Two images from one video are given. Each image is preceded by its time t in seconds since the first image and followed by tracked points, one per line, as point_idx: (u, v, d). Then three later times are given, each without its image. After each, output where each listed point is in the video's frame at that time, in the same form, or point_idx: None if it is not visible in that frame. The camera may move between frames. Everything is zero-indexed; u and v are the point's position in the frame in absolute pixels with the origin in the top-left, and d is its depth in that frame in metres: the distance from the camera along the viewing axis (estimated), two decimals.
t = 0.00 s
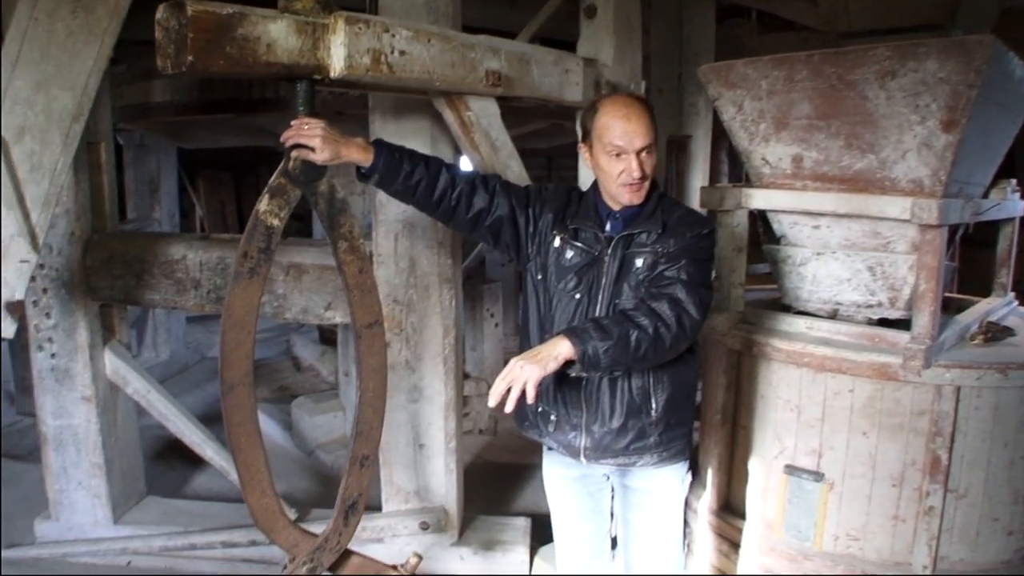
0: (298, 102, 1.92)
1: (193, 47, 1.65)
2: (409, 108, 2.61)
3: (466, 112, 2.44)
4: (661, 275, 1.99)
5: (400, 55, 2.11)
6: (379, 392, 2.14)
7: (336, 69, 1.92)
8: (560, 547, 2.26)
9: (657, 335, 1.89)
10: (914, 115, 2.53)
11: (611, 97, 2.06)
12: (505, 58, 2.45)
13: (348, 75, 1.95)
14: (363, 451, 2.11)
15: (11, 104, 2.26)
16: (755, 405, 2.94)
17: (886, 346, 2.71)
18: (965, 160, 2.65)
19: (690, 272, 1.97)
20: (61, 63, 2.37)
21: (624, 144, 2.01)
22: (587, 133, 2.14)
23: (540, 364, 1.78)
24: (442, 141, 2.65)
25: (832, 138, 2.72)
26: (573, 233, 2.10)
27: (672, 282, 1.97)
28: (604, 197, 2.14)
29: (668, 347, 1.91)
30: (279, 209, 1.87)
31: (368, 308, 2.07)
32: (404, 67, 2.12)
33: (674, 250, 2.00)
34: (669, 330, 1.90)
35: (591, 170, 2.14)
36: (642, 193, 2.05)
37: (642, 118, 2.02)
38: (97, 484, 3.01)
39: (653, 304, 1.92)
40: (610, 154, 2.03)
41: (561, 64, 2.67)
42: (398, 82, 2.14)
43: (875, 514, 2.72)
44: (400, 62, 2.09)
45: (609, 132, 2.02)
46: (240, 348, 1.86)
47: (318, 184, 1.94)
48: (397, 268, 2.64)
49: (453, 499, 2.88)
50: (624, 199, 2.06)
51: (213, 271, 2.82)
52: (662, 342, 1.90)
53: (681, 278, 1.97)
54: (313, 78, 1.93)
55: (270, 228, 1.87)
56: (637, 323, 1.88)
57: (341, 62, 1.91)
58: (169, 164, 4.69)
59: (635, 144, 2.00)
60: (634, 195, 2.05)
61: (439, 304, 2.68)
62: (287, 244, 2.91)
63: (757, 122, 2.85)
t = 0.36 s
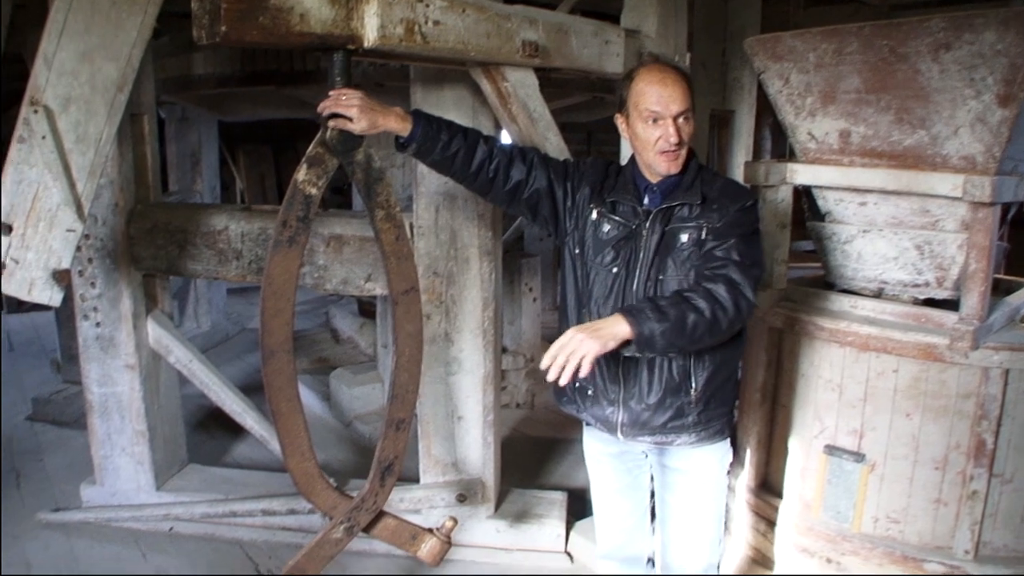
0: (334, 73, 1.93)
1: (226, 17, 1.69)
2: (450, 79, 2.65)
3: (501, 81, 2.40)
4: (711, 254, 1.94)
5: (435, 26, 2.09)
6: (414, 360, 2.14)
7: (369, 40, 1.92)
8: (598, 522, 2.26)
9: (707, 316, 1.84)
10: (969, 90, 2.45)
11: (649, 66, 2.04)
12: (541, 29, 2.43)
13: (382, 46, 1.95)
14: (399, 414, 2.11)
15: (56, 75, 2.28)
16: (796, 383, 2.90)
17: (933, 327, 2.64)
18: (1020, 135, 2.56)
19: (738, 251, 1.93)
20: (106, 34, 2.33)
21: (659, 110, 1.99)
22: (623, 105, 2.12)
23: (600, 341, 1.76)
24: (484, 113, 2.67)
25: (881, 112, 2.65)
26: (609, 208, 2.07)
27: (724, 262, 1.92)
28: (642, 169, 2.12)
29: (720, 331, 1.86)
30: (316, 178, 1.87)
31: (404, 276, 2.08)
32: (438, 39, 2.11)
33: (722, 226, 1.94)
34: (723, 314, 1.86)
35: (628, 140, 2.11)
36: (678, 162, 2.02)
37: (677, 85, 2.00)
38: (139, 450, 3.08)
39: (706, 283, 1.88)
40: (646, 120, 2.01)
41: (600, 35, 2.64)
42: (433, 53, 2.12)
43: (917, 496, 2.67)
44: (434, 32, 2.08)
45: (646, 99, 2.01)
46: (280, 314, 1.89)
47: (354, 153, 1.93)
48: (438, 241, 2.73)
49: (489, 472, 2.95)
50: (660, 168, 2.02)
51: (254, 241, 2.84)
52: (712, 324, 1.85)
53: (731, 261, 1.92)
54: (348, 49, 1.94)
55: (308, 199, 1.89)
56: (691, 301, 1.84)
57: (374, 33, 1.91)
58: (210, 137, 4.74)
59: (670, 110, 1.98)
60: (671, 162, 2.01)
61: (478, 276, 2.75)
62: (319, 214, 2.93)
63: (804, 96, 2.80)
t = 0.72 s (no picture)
0: (364, 44, 1.87)
1: None
2: (481, 56, 2.73)
3: (533, 55, 2.40)
4: (771, 240, 1.99)
5: None
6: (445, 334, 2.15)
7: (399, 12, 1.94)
8: (625, 496, 2.27)
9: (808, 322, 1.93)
10: (1011, 64, 2.39)
11: (683, 43, 2.01)
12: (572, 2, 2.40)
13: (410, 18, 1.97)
14: (432, 391, 2.15)
15: (91, 49, 2.31)
16: (826, 365, 2.87)
17: (968, 308, 2.60)
18: None
19: (797, 236, 1.98)
20: (139, 8, 2.36)
21: (695, 87, 1.96)
22: (656, 80, 2.09)
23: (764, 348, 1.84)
24: (513, 89, 2.76)
25: (919, 88, 2.59)
26: (641, 194, 2.06)
27: (785, 244, 1.98)
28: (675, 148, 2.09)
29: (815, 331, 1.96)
30: (346, 152, 1.87)
31: (436, 251, 2.08)
32: (467, 11, 2.12)
33: (774, 209, 1.97)
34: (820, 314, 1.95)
35: (662, 119, 2.08)
36: (713, 141, 2.00)
37: (714, 61, 1.97)
38: (172, 421, 3.13)
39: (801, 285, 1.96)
40: (681, 98, 1.98)
41: (632, 9, 2.60)
42: (462, 25, 2.14)
43: (948, 479, 2.64)
44: (463, 5, 2.09)
45: (681, 76, 1.98)
46: (310, 288, 1.91)
47: (385, 126, 1.91)
48: (468, 217, 2.82)
49: (516, 447, 3.03)
50: (695, 147, 2.00)
51: (285, 216, 2.86)
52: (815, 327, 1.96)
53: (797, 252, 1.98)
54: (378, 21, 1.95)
55: (338, 173, 1.89)
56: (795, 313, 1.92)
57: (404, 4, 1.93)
58: (240, 112, 4.77)
59: (706, 87, 1.96)
60: (705, 142, 2.00)
61: (507, 252, 2.85)
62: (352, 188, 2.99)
63: (839, 72, 2.74)
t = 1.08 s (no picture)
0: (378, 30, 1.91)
1: None
2: (493, 38, 2.73)
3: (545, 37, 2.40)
4: (792, 223, 2.02)
5: None
6: (459, 318, 2.15)
7: None
8: (639, 476, 2.29)
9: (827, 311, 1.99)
10: None
11: (702, 25, 2.00)
12: None
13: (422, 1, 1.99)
14: (445, 377, 2.16)
15: (103, 34, 2.31)
16: (836, 348, 2.87)
17: (980, 289, 2.60)
18: None
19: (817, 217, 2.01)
20: None
21: (714, 70, 1.96)
22: (674, 64, 2.08)
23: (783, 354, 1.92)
24: (525, 71, 2.76)
25: (933, 67, 2.58)
26: (662, 176, 2.06)
27: (807, 227, 2.01)
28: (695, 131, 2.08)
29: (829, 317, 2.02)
30: (361, 135, 1.89)
31: (449, 235, 2.09)
32: None
33: (797, 191, 2.01)
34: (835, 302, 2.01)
35: (681, 102, 2.08)
36: (733, 122, 1.99)
37: (733, 44, 1.97)
38: (186, 406, 3.16)
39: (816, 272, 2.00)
40: (700, 80, 1.97)
41: None
42: (473, 7, 2.17)
43: (959, 459, 2.65)
44: None
45: (699, 59, 1.97)
46: (325, 274, 1.92)
47: (400, 110, 1.92)
48: (480, 200, 2.83)
49: (528, 429, 3.06)
50: (715, 129, 2.00)
51: (296, 200, 2.87)
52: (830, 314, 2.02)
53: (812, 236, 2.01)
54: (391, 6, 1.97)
55: (354, 156, 1.90)
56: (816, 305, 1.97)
57: None
58: (250, 97, 4.76)
59: (726, 70, 1.95)
60: (725, 124, 1.99)
61: (518, 236, 2.85)
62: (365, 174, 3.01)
63: (852, 52, 2.73)
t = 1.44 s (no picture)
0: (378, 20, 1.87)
1: None
2: (488, 28, 2.73)
3: (543, 27, 2.43)
4: (793, 210, 2.05)
5: None
6: (460, 310, 2.09)
7: None
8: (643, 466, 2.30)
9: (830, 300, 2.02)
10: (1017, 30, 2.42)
11: (700, 15, 2.02)
12: None
13: None
14: (445, 367, 2.09)
15: (98, 28, 2.29)
16: (833, 331, 2.91)
17: (974, 272, 2.63)
18: None
19: (818, 204, 2.05)
20: None
21: (710, 58, 1.97)
22: (671, 55, 2.10)
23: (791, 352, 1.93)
24: (521, 60, 2.76)
25: (925, 54, 2.61)
26: (663, 163, 2.08)
27: (808, 215, 2.04)
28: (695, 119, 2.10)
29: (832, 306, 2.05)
30: (362, 127, 1.86)
31: (449, 226, 2.04)
32: None
33: (799, 178, 2.04)
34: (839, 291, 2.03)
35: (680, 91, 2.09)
36: (731, 109, 2.00)
37: (729, 31, 1.98)
38: (184, 402, 3.15)
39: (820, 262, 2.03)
40: (697, 68, 1.99)
41: None
42: None
43: (954, 440, 2.70)
44: None
45: (696, 47, 1.99)
46: (328, 267, 1.87)
47: (401, 101, 1.90)
48: (477, 190, 2.83)
49: (528, 419, 3.08)
50: (713, 116, 2.01)
51: (293, 192, 2.87)
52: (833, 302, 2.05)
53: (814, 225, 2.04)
54: None
55: (355, 149, 1.88)
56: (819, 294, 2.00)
57: None
58: (240, 91, 4.87)
59: (721, 56, 1.97)
60: (723, 111, 2.00)
61: (516, 226, 2.87)
62: (365, 166, 3.00)
63: (845, 39, 2.75)
